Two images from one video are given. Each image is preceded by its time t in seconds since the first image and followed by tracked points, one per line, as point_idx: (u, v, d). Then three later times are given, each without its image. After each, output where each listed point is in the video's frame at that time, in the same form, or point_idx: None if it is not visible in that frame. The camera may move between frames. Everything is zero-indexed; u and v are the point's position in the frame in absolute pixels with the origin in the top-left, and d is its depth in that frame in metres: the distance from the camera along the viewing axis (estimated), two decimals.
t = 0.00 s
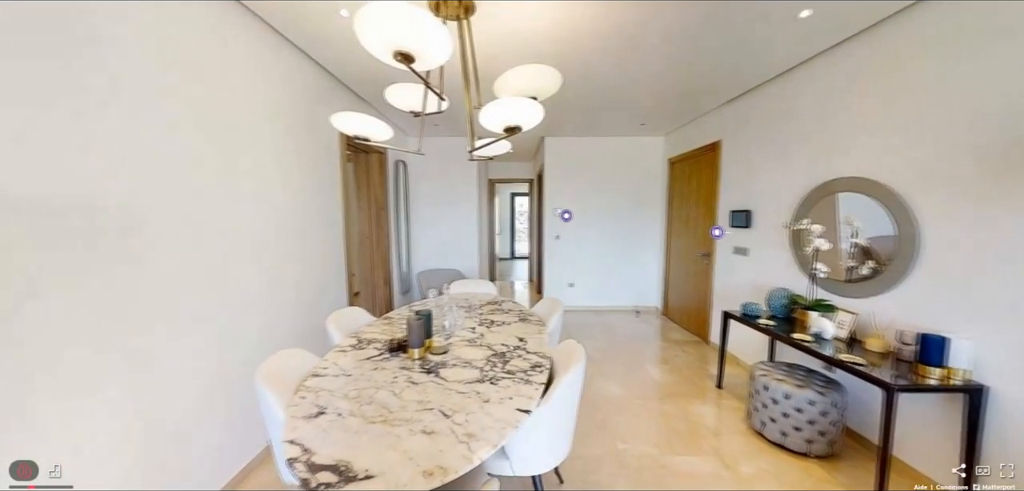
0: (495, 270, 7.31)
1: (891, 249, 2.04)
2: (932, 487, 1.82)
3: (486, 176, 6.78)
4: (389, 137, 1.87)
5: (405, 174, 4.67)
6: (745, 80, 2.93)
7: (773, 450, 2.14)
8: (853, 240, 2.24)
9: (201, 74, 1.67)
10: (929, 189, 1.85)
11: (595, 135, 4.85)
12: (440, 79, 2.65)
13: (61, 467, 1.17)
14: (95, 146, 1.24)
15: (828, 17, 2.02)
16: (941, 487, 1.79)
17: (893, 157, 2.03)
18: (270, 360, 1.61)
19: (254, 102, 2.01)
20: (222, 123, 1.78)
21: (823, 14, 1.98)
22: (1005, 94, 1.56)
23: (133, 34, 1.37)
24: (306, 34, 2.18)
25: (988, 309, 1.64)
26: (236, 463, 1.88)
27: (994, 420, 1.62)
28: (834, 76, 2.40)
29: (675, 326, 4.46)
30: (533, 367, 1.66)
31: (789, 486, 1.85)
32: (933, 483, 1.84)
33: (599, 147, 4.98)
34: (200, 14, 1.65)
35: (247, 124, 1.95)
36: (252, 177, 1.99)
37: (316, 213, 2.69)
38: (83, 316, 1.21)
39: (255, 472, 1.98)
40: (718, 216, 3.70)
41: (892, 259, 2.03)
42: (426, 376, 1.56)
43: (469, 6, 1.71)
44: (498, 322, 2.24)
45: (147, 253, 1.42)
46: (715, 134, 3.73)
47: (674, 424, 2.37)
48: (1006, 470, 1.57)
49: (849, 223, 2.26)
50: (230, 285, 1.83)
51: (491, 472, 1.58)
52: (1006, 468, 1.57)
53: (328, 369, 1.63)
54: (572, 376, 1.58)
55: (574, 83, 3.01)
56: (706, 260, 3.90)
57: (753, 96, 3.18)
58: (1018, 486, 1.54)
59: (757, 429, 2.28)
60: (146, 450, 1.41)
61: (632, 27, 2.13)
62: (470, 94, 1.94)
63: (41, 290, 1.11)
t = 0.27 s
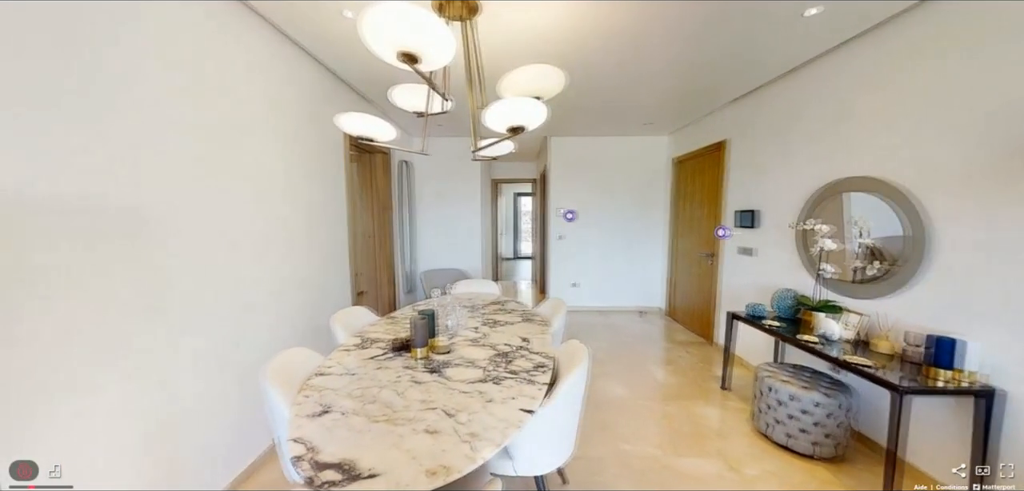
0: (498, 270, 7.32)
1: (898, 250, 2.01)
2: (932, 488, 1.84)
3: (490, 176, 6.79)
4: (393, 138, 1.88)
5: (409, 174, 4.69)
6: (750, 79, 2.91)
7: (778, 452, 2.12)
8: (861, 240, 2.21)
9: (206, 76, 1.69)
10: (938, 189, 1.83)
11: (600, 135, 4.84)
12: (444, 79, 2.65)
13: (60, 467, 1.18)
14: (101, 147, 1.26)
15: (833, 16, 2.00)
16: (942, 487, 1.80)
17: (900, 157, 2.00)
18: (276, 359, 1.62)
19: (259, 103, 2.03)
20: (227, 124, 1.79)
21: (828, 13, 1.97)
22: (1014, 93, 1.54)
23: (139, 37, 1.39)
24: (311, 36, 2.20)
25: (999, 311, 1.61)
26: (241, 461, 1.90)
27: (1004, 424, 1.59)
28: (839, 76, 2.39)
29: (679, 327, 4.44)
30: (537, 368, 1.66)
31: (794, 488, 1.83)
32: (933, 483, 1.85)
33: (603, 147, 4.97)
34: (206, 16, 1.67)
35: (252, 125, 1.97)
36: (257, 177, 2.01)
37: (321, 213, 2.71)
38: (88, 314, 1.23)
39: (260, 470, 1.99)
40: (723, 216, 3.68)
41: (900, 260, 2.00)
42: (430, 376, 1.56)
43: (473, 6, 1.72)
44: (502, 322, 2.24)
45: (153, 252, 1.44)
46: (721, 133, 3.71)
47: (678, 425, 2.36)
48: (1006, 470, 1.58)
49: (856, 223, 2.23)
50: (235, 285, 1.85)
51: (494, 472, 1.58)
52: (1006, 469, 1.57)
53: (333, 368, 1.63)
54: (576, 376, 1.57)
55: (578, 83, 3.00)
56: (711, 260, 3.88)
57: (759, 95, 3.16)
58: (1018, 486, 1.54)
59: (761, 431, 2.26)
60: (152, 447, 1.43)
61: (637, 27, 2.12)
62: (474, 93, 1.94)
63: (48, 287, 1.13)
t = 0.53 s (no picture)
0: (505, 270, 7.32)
1: (916, 250, 1.96)
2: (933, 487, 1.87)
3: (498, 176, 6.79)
4: (402, 138, 1.90)
5: (417, 175, 4.72)
6: (761, 77, 2.86)
7: (791, 457, 2.08)
8: (877, 241, 2.16)
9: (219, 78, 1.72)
10: (959, 188, 1.77)
11: (607, 134, 4.81)
12: (450, 80, 2.67)
13: (61, 467, 1.15)
14: (122, 147, 1.30)
15: (849, 10, 1.95)
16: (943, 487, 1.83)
17: (919, 155, 1.95)
18: (287, 356, 1.65)
19: (270, 104, 2.06)
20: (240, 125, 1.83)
21: (843, 7, 1.92)
22: None
23: (157, 40, 1.42)
24: (321, 38, 2.23)
25: None
26: (252, 457, 1.94)
27: None
28: (854, 72, 2.33)
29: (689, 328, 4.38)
30: (544, 368, 1.66)
31: None
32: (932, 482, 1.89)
33: (611, 146, 4.93)
34: (219, 19, 1.71)
35: (264, 126, 2.00)
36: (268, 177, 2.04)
37: (330, 213, 2.74)
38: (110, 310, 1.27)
39: (270, 466, 2.03)
40: (734, 216, 3.62)
41: (918, 261, 1.95)
42: (438, 375, 1.57)
43: (480, 6, 1.72)
44: (509, 322, 2.25)
45: (168, 251, 1.47)
46: (730, 132, 3.65)
47: (687, 428, 2.33)
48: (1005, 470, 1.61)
49: (872, 223, 2.18)
50: (246, 283, 1.88)
51: (501, 471, 1.58)
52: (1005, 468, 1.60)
53: (342, 367, 1.65)
54: (583, 376, 1.57)
55: (585, 82, 2.99)
56: (721, 261, 3.82)
57: (770, 93, 3.10)
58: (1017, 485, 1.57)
59: (773, 435, 2.22)
60: (167, 442, 1.46)
61: (644, 25, 2.11)
62: (481, 93, 1.94)
63: (72, 284, 1.16)
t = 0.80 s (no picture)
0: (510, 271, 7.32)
1: (929, 251, 1.92)
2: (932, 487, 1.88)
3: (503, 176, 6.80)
4: (408, 139, 1.91)
5: (422, 175, 4.74)
6: (770, 75, 2.82)
7: (800, 461, 2.05)
8: (889, 242, 2.12)
9: (232, 81, 1.76)
10: (976, 187, 1.73)
11: (613, 134, 4.78)
12: (455, 80, 2.67)
13: (61, 467, 1.12)
14: (137, 150, 1.32)
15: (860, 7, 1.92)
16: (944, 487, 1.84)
17: (933, 154, 1.91)
18: (294, 355, 1.66)
19: (278, 106, 2.08)
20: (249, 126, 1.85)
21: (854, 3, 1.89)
22: None
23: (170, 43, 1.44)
24: (327, 40, 2.25)
25: None
26: (259, 455, 1.96)
27: None
28: (867, 70, 2.29)
29: (695, 329, 4.35)
30: (549, 368, 1.65)
31: None
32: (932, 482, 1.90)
33: (617, 146, 4.90)
34: (229, 22, 1.73)
35: (271, 126, 2.03)
36: (277, 179, 2.07)
37: (336, 213, 2.76)
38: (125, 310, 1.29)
39: (277, 464, 2.05)
40: (741, 216, 3.59)
41: (932, 262, 1.91)
42: (442, 374, 1.58)
43: (486, 7, 1.73)
44: (514, 322, 2.25)
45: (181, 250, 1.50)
46: (738, 131, 3.61)
47: (693, 430, 2.31)
48: (1006, 470, 1.62)
49: (884, 224, 2.14)
50: (254, 282, 1.91)
51: (505, 471, 1.58)
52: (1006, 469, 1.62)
53: (348, 365, 1.67)
54: (588, 377, 1.56)
55: (590, 82, 2.98)
56: (728, 261, 3.78)
57: (778, 91, 3.06)
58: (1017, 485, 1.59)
59: (782, 438, 2.19)
60: (177, 439, 1.49)
61: (649, 26, 2.10)
62: (487, 94, 1.94)
63: (90, 284, 1.18)
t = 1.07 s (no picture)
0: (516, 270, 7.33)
1: (944, 252, 1.88)
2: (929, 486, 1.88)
3: (509, 176, 6.80)
4: (414, 139, 1.92)
5: (429, 176, 4.77)
6: (779, 74, 2.78)
7: (809, 464, 2.02)
8: (902, 242, 2.08)
9: (240, 83, 1.79)
10: (993, 187, 1.69)
11: (620, 134, 4.76)
12: (461, 81, 2.68)
13: (61, 467, 1.13)
14: (143, 151, 1.34)
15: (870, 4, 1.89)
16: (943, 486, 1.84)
17: (947, 152, 1.87)
18: (302, 353, 1.68)
19: (285, 107, 2.11)
20: (256, 127, 1.88)
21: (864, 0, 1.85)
22: None
23: (176, 46, 1.47)
24: (334, 41, 2.27)
25: None
26: (267, 451, 1.99)
27: None
28: (878, 67, 2.25)
29: (703, 331, 4.30)
30: (554, 368, 1.65)
31: None
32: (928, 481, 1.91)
33: (624, 146, 4.88)
34: (238, 25, 1.76)
35: (279, 127, 2.05)
36: (284, 179, 2.10)
37: (343, 213, 2.79)
38: (133, 308, 1.32)
39: (285, 461, 2.08)
40: (750, 216, 3.54)
41: (947, 263, 1.87)
42: (448, 374, 1.59)
43: (492, 7, 1.73)
44: (519, 322, 2.25)
45: (190, 249, 1.53)
46: (746, 130, 3.57)
47: (700, 432, 2.29)
48: (1007, 470, 1.65)
49: (897, 224, 2.10)
50: (262, 281, 1.94)
51: (510, 471, 1.58)
52: (1007, 469, 1.65)
53: (355, 364, 1.68)
54: (594, 378, 1.56)
55: (596, 81, 2.96)
56: (737, 262, 3.74)
57: (788, 90, 3.02)
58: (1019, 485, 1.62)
59: (791, 441, 2.16)
60: (186, 435, 1.52)
61: (655, 25, 2.09)
62: (493, 94, 1.94)
63: (98, 282, 1.21)
